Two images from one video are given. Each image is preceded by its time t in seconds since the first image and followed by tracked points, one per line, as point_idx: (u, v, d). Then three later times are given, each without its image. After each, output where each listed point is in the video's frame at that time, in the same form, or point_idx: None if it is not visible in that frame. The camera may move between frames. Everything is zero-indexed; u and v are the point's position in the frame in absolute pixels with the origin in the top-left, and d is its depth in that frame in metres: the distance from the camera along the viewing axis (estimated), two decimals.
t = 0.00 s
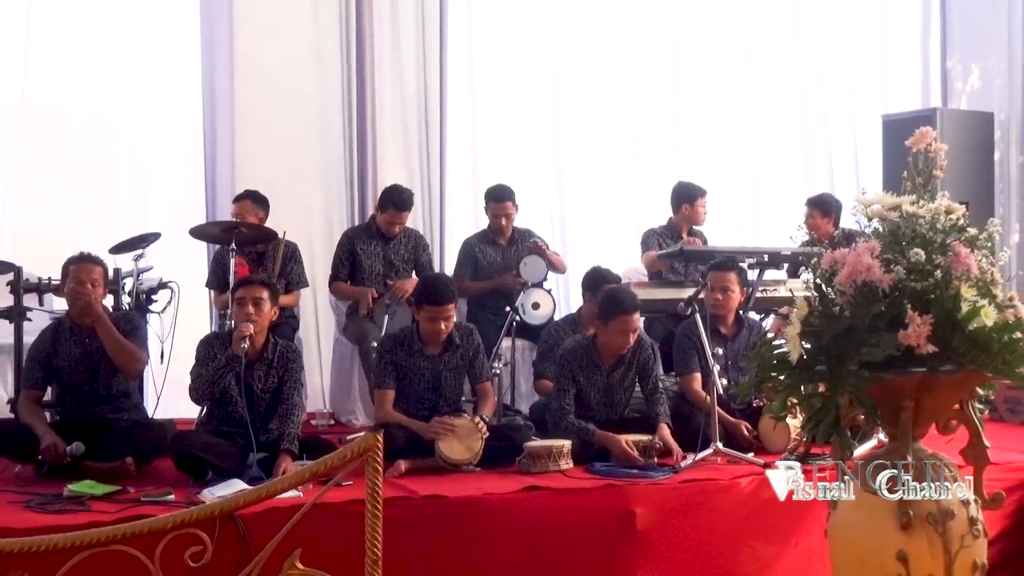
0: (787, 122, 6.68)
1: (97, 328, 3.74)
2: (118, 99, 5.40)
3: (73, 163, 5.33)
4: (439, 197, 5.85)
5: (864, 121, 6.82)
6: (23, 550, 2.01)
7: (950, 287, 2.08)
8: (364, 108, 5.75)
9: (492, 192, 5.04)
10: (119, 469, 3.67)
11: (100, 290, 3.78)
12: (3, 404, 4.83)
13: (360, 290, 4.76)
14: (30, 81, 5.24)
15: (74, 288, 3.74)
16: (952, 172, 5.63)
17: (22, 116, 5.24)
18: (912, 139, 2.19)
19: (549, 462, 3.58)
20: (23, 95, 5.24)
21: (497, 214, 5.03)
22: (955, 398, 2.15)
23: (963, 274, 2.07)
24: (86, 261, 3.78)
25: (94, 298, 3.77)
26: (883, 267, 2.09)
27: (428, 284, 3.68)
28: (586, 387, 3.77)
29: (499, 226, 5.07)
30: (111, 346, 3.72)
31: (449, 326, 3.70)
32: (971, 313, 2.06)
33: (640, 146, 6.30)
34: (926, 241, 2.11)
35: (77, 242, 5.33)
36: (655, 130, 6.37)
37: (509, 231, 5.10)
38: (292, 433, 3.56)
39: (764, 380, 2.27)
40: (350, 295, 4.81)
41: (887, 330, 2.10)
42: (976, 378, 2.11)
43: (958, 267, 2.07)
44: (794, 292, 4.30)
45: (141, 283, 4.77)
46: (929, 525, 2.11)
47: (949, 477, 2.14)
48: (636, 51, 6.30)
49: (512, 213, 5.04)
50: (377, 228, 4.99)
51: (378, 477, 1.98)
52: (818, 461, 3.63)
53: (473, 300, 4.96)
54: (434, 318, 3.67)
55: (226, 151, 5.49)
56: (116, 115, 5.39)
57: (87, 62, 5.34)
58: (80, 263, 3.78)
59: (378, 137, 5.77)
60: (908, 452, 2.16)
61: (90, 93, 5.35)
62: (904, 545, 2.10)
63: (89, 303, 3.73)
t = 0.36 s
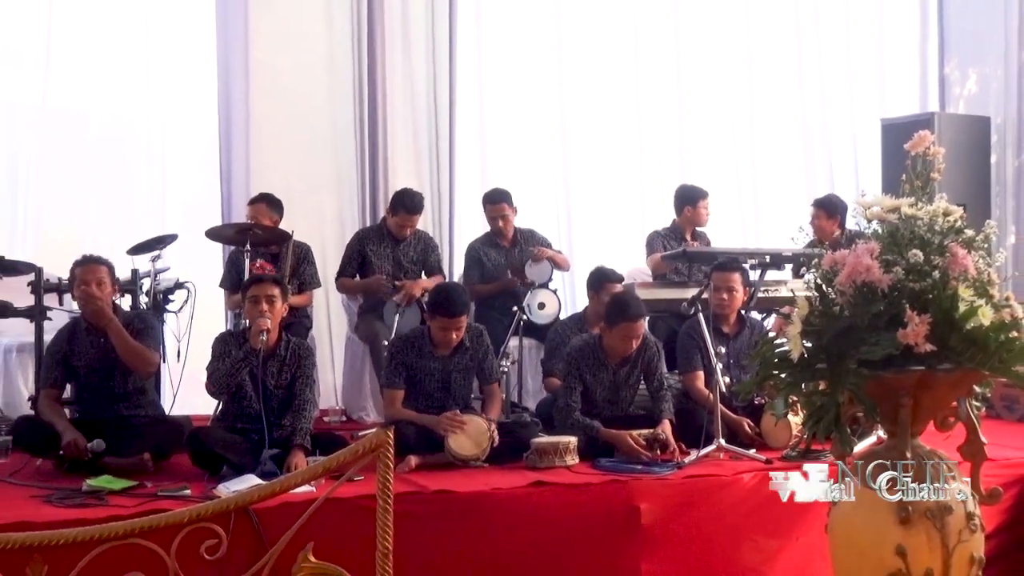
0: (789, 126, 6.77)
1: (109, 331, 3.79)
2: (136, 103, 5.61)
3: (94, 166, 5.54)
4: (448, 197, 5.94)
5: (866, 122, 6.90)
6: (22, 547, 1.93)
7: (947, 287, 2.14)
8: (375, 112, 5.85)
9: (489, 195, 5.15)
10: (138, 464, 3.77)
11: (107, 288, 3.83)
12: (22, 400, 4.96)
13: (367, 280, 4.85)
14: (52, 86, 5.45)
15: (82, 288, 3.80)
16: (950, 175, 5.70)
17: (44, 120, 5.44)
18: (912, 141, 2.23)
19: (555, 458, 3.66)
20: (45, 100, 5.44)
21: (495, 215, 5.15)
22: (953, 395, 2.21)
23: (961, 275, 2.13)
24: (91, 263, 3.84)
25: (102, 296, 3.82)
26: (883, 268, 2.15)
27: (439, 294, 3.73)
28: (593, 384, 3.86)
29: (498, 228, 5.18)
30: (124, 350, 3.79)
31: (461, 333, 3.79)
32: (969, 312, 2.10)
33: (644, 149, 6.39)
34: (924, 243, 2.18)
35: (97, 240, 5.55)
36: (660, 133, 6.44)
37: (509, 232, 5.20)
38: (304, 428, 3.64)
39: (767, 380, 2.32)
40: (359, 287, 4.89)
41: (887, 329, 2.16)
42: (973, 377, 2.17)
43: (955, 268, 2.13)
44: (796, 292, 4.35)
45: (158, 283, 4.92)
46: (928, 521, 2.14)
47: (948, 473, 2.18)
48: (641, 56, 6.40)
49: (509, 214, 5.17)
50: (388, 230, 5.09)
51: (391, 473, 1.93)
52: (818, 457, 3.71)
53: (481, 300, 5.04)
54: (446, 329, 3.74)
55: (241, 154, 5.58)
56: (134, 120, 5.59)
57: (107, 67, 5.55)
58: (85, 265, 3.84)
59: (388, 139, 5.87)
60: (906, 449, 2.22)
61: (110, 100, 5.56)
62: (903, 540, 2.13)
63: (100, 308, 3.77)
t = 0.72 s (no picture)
0: (796, 125, 6.76)
1: (103, 340, 3.78)
2: (145, 102, 5.63)
3: (102, 165, 5.55)
4: (455, 197, 5.95)
5: (874, 122, 6.90)
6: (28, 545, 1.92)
7: (956, 287, 2.11)
8: (383, 112, 5.87)
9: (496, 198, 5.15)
10: (145, 464, 3.77)
11: (93, 288, 3.84)
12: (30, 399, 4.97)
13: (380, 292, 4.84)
14: (60, 85, 5.46)
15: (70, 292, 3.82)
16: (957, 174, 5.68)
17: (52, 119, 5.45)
18: (918, 143, 2.22)
19: (563, 458, 3.65)
20: (54, 99, 5.44)
21: (503, 215, 5.13)
22: (963, 394, 2.18)
23: (970, 275, 2.10)
24: (77, 265, 3.88)
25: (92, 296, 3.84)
26: (891, 269, 2.13)
27: (455, 308, 3.71)
28: (600, 384, 3.87)
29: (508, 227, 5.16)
30: (118, 359, 3.81)
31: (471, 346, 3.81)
32: (977, 312, 2.08)
33: (652, 149, 6.38)
34: (932, 243, 2.15)
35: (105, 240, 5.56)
36: (667, 133, 6.44)
37: (517, 231, 5.19)
38: (310, 428, 3.65)
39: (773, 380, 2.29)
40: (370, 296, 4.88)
41: (894, 329, 2.13)
42: (982, 377, 2.14)
43: (963, 268, 2.10)
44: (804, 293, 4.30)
45: (166, 282, 4.91)
46: (935, 521, 2.13)
47: (956, 474, 2.17)
48: (648, 56, 6.40)
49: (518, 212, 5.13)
50: (395, 231, 5.09)
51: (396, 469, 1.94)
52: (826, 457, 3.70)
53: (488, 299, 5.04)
54: (457, 343, 3.76)
55: (249, 150, 5.57)
56: (141, 119, 5.60)
57: (116, 67, 5.57)
58: (71, 268, 3.87)
59: (395, 139, 5.88)
60: (915, 449, 2.20)
61: (117, 100, 5.57)
62: (911, 540, 2.13)
63: (96, 318, 3.75)
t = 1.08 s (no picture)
0: (806, 125, 6.75)
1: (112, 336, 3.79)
2: (156, 102, 5.64)
3: (113, 164, 5.57)
4: (466, 196, 5.95)
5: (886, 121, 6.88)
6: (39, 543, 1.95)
7: (967, 286, 2.10)
8: (394, 112, 5.87)
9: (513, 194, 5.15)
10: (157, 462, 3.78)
11: (104, 286, 3.87)
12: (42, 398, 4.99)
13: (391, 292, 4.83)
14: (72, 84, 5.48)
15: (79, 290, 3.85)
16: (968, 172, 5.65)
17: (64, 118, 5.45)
18: (930, 141, 2.22)
19: (572, 457, 3.66)
20: (66, 98, 5.46)
21: (524, 209, 5.11)
22: (974, 393, 2.17)
23: (981, 274, 2.10)
24: (89, 266, 3.91)
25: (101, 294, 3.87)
26: (902, 268, 2.12)
27: (469, 310, 3.74)
28: (610, 384, 3.87)
29: (526, 220, 5.13)
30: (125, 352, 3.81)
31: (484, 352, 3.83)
32: (988, 311, 2.07)
33: (662, 148, 6.37)
34: (943, 242, 2.15)
35: (117, 238, 5.57)
36: (679, 132, 6.41)
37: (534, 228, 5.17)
38: (320, 427, 3.65)
39: (786, 379, 2.30)
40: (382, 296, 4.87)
41: (905, 328, 2.12)
42: (994, 376, 2.12)
43: (975, 267, 2.09)
44: (814, 291, 4.27)
45: (177, 282, 4.93)
46: (946, 521, 2.12)
47: (967, 473, 2.16)
48: (659, 55, 6.39)
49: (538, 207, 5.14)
50: (406, 229, 5.09)
51: (407, 471, 1.96)
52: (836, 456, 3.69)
53: (499, 298, 5.03)
54: (470, 348, 3.79)
55: (260, 150, 5.60)
56: (151, 119, 5.62)
57: (127, 66, 5.59)
58: (82, 269, 3.92)
59: (405, 138, 5.88)
60: (926, 449, 2.18)
61: (128, 100, 5.59)
62: (921, 540, 2.12)
63: (101, 315, 3.76)
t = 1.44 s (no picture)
0: (817, 123, 6.74)
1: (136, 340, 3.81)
2: (167, 101, 5.66)
3: (125, 164, 5.59)
4: (476, 195, 5.95)
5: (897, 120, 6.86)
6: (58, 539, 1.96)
7: (980, 286, 2.08)
8: (405, 111, 5.88)
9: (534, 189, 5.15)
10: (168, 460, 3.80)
11: (126, 286, 3.88)
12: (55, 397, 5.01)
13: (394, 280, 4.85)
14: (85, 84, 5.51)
15: (102, 289, 3.86)
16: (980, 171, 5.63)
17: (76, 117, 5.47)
18: (944, 140, 2.20)
19: (583, 456, 3.66)
20: (78, 98, 5.48)
21: (546, 204, 5.09)
22: (987, 393, 2.15)
23: (994, 274, 2.08)
24: (110, 263, 3.90)
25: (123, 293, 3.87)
26: (914, 266, 2.12)
27: (481, 307, 3.76)
28: (622, 383, 3.87)
29: (545, 215, 5.12)
30: (148, 358, 3.83)
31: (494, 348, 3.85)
32: (1001, 311, 2.05)
33: (673, 147, 6.35)
34: (956, 241, 2.13)
35: (129, 238, 5.59)
36: (690, 130, 6.39)
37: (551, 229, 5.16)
38: (331, 426, 3.66)
39: (797, 378, 2.26)
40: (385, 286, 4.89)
41: (917, 328, 2.11)
42: (1007, 377, 2.11)
43: (987, 267, 2.08)
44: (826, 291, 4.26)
45: (189, 281, 4.94)
46: (959, 521, 2.12)
47: (979, 474, 2.15)
48: (670, 53, 6.38)
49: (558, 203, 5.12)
50: (418, 228, 5.10)
51: (419, 468, 2.11)
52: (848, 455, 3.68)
53: (510, 298, 5.03)
54: (480, 343, 3.79)
55: (272, 150, 5.60)
56: (163, 119, 5.64)
57: (139, 66, 5.61)
58: (103, 266, 3.91)
59: (416, 137, 5.89)
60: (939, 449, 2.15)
61: (139, 100, 5.62)
62: (934, 540, 2.12)
63: (129, 318, 3.79)
